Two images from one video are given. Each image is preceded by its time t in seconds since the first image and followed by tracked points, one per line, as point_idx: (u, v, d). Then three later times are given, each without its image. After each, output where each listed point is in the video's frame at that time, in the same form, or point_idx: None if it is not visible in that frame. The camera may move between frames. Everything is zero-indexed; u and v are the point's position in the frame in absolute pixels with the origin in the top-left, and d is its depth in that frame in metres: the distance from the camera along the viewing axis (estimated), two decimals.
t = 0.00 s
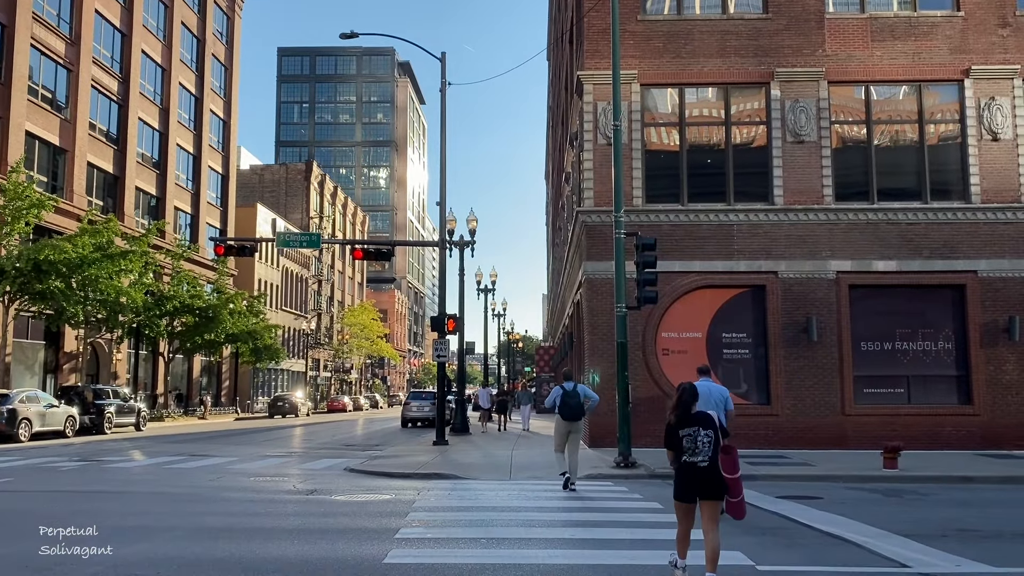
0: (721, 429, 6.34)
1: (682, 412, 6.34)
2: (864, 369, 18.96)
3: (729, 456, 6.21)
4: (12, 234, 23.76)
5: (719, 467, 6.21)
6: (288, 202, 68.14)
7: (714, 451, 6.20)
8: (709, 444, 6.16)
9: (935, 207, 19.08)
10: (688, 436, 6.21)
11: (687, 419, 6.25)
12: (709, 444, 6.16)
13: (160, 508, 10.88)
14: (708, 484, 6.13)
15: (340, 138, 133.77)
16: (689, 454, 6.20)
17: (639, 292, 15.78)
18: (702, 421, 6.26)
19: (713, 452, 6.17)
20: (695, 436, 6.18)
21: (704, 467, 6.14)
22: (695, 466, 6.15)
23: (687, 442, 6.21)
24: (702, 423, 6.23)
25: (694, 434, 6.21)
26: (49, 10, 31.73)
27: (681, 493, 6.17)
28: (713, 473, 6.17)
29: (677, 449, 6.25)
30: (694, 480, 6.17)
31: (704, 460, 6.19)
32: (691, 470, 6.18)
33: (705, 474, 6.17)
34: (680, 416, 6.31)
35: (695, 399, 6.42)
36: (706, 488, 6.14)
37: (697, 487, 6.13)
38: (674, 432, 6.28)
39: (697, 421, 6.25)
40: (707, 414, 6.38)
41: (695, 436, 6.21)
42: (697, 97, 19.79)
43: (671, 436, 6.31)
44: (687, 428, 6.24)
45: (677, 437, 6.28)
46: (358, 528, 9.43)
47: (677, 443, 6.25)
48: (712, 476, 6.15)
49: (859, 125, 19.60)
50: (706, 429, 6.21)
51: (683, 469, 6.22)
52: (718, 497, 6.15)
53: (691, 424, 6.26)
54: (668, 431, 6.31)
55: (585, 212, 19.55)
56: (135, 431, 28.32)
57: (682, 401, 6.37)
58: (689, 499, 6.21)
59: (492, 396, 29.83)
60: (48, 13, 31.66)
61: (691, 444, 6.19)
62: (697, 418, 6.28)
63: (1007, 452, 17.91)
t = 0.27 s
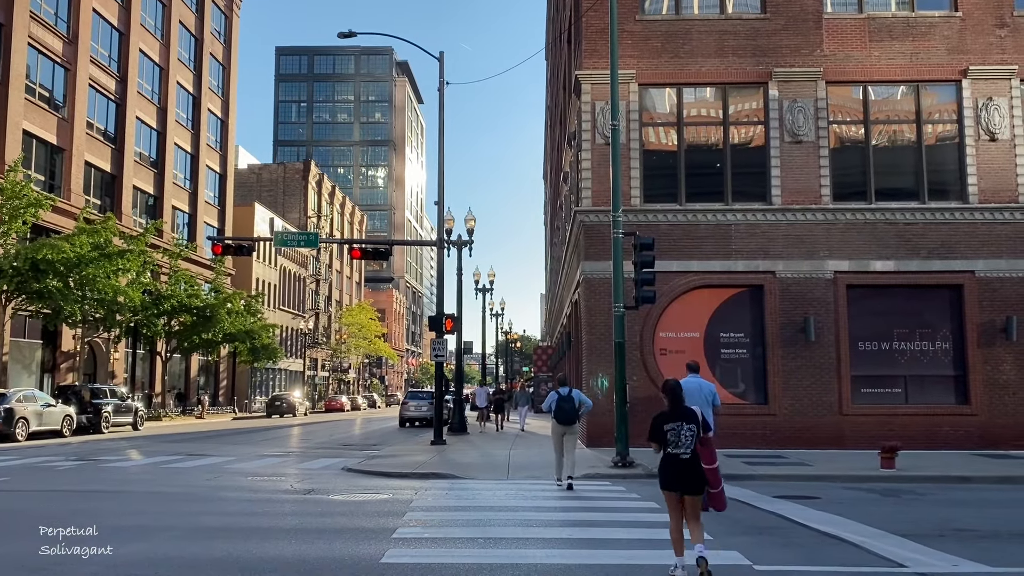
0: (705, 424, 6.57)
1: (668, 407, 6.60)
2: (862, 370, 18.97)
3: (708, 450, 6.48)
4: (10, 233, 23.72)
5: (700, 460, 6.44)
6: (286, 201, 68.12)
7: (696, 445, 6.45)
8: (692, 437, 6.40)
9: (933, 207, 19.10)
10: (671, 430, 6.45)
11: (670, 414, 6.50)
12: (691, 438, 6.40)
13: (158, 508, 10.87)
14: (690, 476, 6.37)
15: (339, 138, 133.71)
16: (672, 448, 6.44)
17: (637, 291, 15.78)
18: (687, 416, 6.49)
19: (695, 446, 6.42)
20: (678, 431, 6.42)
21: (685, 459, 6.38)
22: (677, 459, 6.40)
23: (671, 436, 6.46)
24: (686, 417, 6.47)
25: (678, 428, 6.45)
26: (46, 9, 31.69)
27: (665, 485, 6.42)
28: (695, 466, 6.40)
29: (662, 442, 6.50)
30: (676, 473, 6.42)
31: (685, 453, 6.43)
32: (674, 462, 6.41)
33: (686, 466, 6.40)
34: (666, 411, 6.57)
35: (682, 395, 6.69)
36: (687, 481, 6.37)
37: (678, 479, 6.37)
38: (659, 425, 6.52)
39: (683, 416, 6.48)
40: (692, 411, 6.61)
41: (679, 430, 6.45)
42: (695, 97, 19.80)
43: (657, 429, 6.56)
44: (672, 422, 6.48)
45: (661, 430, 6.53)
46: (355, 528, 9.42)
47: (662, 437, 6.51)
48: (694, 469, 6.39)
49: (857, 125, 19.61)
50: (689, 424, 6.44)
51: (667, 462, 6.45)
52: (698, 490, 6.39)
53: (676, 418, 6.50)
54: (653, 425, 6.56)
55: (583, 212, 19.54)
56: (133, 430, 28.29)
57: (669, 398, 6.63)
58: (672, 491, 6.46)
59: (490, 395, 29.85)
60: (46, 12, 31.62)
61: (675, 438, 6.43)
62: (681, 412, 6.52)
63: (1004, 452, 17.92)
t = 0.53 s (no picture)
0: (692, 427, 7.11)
1: (657, 412, 7.16)
2: (858, 371, 18.99)
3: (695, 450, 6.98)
4: (7, 233, 23.69)
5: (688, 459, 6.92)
6: (283, 201, 68.07)
7: (685, 445, 6.93)
8: (680, 437, 6.90)
9: (930, 208, 19.12)
10: (661, 430, 6.96)
11: (661, 416, 7.06)
12: (679, 438, 6.89)
13: (155, 508, 10.86)
14: (678, 472, 6.80)
15: (336, 138, 133.61)
16: (662, 447, 6.91)
17: (634, 292, 15.78)
18: (675, 418, 7.02)
19: (683, 446, 6.90)
20: (667, 430, 6.93)
21: (676, 456, 6.84)
22: (667, 457, 6.85)
23: (660, 436, 6.96)
24: (674, 419, 7.01)
25: (667, 429, 6.96)
26: (44, 8, 31.66)
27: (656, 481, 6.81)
28: (684, 463, 6.86)
29: (653, 443, 6.99)
30: (666, 470, 6.84)
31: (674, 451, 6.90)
32: (664, 460, 6.87)
33: (676, 463, 6.84)
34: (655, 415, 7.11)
35: (671, 404, 7.28)
36: (676, 477, 6.79)
37: (669, 475, 6.79)
38: (649, 427, 7.05)
39: (671, 418, 7.02)
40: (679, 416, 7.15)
41: (668, 431, 6.97)
42: (693, 98, 19.81)
43: (648, 432, 7.09)
44: (661, 423, 7.01)
45: (652, 433, 7.05)
46: (352, 528, 9.42)
47: (653, 438, 7.02)
48: (682, 467, 6.83)
49: (854, 126, 19.63)
50: (677, 425, 6.96)
51: (658, 460, 6.89)
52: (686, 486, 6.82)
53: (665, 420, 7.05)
54: (644, 427, 7.09)
55: (580, 213, 19.54)
56: (129, 430, 28.26)
57: (657, 404, 7.19)
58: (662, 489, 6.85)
59: (487, 396, 29.86)
60: (43, 11, 31.59)
61: (664, 438, 6.92)
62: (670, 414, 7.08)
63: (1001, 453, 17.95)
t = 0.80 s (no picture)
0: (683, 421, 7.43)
1: (649, 406, 7.46)
2: (855, 372, 19.02)
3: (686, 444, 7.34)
4: (3, 233, 23.68)
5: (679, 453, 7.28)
6: (280, 202, 68.03)
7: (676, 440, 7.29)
8: (672, 432, 7.25)
9: (926, 210, 19.15)
10: (653, 425, 7.29)
11: (653, 412, 7.35)
12: (671, 433, 7.25)
13: (152, 509, 10.86)
14: (671, 467, 7.19)
15: (334, 138, 133.52)
16: (655, 442, 7.27)
17: (632, 294, 15.79)
18: (667, 414, 7.34)
19: (675, 440, 7.26)
20: (660, 426, 7.27)
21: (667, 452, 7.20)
22: (659, 451, 7.22)
23: (653, 432, 7.29)
24: (666, 414, 7.33)
25: (659, 424, 7.29)
26: (41, 8, 31.64)
27: (649, 476, 7.21)
28: (675, 457, 7.23)
29: (646, 438, 7.34)
30: (659, 464, 7.23)
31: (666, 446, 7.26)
32: (656, 455, 7.24)
33: (668, 458, 7.22)
34: (648, 410, 7.42)
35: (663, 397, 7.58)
36: (669, 471, 7.19)
37: (661, 470, 7.18)
38: (643, 422, 7.37)
39: (663, 414, 7.33)
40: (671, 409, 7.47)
41: (660, 426, 7.31)
42: (690, 100, 19.84)
43: (641, 427, 7.41)
44: (654, 418, 7.32)
45: (645, 428, 7.38)
46: (349, 530, 9.41)
47: (646, 433, 7.35)
48: (675, 460, 7.21)
49: (851, 128, 19.66)
50: (669, 420, 7.29)
51: (651, 455, 7.27)
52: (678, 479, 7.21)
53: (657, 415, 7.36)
54: (638, 422, 7.40)
55: (577, 214, 19.55)
56: (126, 431, 28.23)
57: (650, 398, 7.48)
58: (656, 482, 7.28)
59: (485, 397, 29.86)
60: (40, 11, 31.57)
61: (657, 433, 7.27)
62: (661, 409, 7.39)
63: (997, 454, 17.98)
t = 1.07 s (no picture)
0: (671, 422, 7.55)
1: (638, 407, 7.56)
2: (852, 374, 19.04)
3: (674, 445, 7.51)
4: None
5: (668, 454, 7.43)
6: (277, 202, 67.98)
7: (665, 441, 7.43)
8: (661, 435, 7.37)
9: (923, 212, 19.18)
10: (643, 428, 7.42)
11: (643, 415, 7.45)
12: (660, 435, 7.38)
13: (148, 509, 10.84)
14: (659, 468, 7.36)
15: (331, 139, 133.42)
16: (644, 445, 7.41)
17: (629, 295, 15.76)
18: (656, 416, 7.45)
19: (664, 442, 7.40)
20: (649, 429, 7.38)
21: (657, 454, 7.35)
22: (648, 453, 7.37)
23: (643, 434, 7.43)
24: (655, 417, 7.43)
25: (649, 427, 7.41)
26: (38, 8, 31.59)
27: (639, 477, 7.39)
28: (664, 459, 7.38)
29: (636, 440, 7.47)
30: (648, 466, 7.39)
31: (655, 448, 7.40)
32: (646, 457, 7.38)
33: (657, 460, 7.37)
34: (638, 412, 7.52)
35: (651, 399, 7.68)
36: (658, 473, 7.35)
37: (651, 472, 7.35)
38: (632, 425, 7.48)
39: (653, 416, 7.44)
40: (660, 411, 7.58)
41: (650, 429, 7.43)
42: (688, 101, 19.84)
43: (631, 429, 7.54)
44: (643, 421, 7.44)
45: (636, 430, 7.51)
46: (346, 531, 9.40)
47: (635, 435, 7.48)
48: (663, 462, 7.37)
49: (848, 130, 19.68)
50: (658, 423, 7.40)
51: (640, 456, 7.42)
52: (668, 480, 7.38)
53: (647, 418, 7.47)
54: (627, 425, 7.52)
55: (575, 215, 19.54)
56: (122, 431, 28.17)
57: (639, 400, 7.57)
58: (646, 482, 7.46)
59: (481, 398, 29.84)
60: (37, 11, 31.51)
61: (647, 436, 7.40)
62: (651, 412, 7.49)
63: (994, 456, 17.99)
